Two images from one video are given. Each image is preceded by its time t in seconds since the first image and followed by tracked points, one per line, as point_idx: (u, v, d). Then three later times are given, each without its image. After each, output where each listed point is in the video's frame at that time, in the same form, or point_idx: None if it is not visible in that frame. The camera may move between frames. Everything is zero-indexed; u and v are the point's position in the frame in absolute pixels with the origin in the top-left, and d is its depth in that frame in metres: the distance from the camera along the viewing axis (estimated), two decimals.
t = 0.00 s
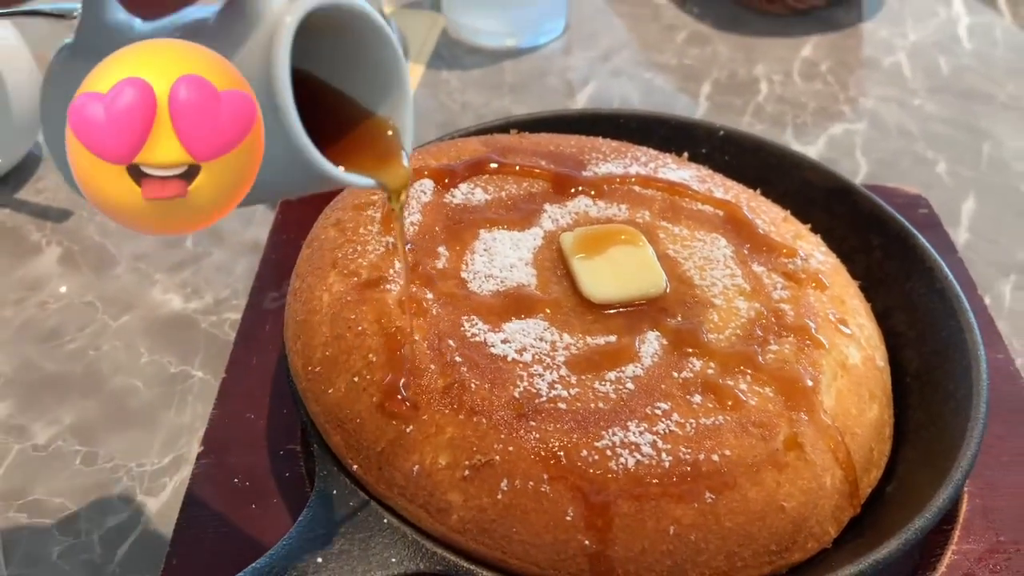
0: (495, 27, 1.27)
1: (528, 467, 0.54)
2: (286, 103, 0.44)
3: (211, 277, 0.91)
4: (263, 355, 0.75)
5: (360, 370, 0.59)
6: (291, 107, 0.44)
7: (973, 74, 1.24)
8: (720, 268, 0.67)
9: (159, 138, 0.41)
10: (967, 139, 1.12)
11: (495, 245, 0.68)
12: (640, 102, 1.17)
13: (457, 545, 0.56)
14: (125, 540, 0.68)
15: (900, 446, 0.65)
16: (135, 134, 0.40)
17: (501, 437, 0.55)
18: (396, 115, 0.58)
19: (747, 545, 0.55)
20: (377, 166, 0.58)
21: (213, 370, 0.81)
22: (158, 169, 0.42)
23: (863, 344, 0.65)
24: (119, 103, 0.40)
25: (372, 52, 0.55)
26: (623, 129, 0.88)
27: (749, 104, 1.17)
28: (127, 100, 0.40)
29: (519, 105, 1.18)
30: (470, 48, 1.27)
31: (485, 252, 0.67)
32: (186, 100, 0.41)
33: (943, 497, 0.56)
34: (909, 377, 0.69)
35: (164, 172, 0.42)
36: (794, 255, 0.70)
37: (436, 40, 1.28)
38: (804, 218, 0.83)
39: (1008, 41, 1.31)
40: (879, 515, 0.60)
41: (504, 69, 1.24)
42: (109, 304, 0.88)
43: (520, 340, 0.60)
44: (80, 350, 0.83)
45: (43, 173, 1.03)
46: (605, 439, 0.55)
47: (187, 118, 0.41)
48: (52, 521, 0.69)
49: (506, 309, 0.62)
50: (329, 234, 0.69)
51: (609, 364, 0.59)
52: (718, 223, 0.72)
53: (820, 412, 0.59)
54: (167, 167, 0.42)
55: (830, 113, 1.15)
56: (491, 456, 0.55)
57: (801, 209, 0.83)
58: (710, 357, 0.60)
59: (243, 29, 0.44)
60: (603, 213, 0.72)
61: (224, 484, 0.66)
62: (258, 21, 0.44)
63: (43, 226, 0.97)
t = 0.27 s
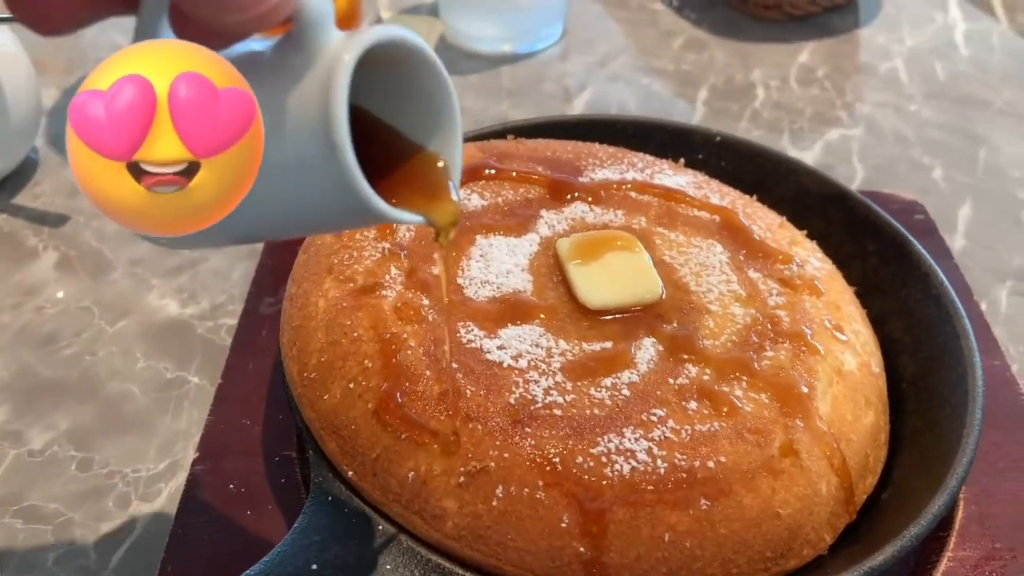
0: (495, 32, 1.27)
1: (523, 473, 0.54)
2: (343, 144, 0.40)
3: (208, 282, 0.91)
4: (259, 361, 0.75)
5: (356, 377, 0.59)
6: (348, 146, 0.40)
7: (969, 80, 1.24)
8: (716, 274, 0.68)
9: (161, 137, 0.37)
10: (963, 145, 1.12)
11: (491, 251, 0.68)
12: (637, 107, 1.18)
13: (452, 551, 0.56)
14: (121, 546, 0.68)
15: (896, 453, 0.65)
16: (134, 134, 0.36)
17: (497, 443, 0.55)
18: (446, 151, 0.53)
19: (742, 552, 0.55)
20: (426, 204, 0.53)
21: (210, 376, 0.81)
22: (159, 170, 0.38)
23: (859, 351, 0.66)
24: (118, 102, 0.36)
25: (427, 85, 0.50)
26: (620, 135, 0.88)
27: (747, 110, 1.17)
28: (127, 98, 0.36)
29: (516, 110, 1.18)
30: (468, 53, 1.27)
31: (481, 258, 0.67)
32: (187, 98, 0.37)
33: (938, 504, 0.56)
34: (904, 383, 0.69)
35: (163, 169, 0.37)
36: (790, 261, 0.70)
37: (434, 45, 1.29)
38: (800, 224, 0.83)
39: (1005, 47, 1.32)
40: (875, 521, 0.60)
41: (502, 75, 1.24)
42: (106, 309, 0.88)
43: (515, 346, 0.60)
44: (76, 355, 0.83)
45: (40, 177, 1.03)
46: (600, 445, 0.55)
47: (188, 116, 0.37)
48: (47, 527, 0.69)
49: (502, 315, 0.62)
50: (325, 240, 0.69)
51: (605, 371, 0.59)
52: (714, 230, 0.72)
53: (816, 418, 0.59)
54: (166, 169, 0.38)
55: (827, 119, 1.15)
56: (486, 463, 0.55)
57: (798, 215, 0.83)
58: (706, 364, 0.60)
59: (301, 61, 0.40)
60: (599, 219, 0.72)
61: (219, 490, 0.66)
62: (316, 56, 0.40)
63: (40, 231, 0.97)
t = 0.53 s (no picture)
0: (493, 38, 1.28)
1: (519, 480, 0.54)
2: (411, 161, 0.37)
3: (206, 287, 0.91)
4: (257, 366, 0.76)
5: (353, 383, 0.59)
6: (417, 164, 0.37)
7: (965, 86, 1.25)
8: (711, 280, 0.68)
9: (166, 144, 0.34)
10: (959, 151, 1.12)
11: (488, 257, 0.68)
12: (634, 113, 1.18)
13: (448, 557, 0.56)
14: (117, 551, 0.68)
15: (890, 459, 0.65)
16: (129, 137, 0.33)
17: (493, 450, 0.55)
18: (505, 166, 0.49)
19: (737, 558, 0.55)
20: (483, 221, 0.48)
21: (207, 381, 0.81)
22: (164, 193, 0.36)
23: (854, 357, 0.66)
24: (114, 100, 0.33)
25: (489, 104, 0.46)
26: (617, 141, 0.88)
27: (743, 115, 1.18)
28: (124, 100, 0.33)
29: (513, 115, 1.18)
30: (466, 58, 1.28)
31: (478, 264, 0.67)
32: (193, 99, 0.33)
33: (931, 511, 0.56)
34: (899, 389, 0.70)
35: (166, 196, 0.36)
36: (785, 267, 0.70)
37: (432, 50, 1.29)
38: (796, 230, 0.83)
39: (1000, 52, 1.32)
40: (870, 527, 0.60)
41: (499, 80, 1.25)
42: (104, 314, 0.88)
43: (511, 353, 0.60)
44: (74, 360, 0.83)
45: (38, 182, 1.04)
46: (595, 451, 0.55)
47: (193, 123, 0.34)
48: (44, 532, 0.69)
49: (498, 321, 0.62)
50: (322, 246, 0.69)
51: (600, 377, 0.59)
52: (709, 236, 0.72)
53: (810, 424, 0.59)
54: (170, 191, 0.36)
55: (823, 124, 1.16)
56: (482, 469, 0.55)
57: (794, 221, 0.83)
58: (701, 370, 0.61)
59: (369, 79, 0.37)
60: (596, 225, 0.73)
61: (216, 495, 0.66)
62: (387, 73, 0.37)
63: (38, 235, 0.97)
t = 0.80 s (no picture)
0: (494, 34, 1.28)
1: (527, 479, 0.53)
2: (536, 154, 0.34)
3: (207, 285, 0.90)
4: (259, 364, 0.75)
5: (358, 380, 0.59)
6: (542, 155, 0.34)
7: (971, 83, 1.24)
8: (720, 277, 0.67)
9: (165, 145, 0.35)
10: (965, 149, 1.11)
11: (494, 253, 0.67)
12: (638, 110, 1.17)
13: (455, 558, 0.55)
14: (118, 551, 0.67)
15: (901, 458, 0.65)
16: (126, 139, 0.34)
17: (500, 448, 0.54)
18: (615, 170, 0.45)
19: (748, 558, 0.54)
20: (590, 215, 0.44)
21: (209, 379, 0.80)
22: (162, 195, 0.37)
23: (865, 355, 0.65)
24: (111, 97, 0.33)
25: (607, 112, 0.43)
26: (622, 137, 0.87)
27: (748, 112, 1.17)
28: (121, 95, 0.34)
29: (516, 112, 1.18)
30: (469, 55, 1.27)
31: (484, 260, 0.66)
32: (194, 99, 0.34)
33: (946, 510, 0.55)
34: (909, 387, 0.69)
35: (167, 198, 0.37)
36: (795, 264, 0.69)
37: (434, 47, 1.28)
38: (804, 227, 0.82)
39: (1006, 50, 1.32)
40: (882, 527, 0.59)
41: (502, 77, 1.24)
42: (104, 312, 0.87)
43: (518, 350, 0.59)
44: (74, 358, 0.82)
45: (37, 178, 1.03)
46: (605, 450, 0.54)
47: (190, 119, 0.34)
48: (43, 532, 0.68)
49: (505, 318, 0.61)
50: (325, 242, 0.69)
51: (609, 375, 0.58)
52: (717, 233, 0.71)
53: (821, 423, 0.58)
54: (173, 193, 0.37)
55: (829, 122, 1.15)
56: (490, 468, 0.54)
57: (802, 218, 0.82)
58: (711, 368, 0.60)
59: (494, 68, 0.35)
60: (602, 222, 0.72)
61: (218, 495, 0.65)
62: (515, 66, 0.35)
63: (38, 232, 0.96)
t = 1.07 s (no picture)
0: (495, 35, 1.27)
1: (525, 488, 0.53)
2: (610, 52, 0.36)
3: (203, 288, 0.89)
4: (255, 369, 0.74)
5: (354, 387, 0.58)
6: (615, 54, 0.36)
7: (973, 84, 1.23)
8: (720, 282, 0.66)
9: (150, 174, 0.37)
10: (967, 150, 1.11)
11: (492, 257, 0.66)
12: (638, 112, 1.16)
13: (452, 567, 0.54)
14: (112, 558, 0.66)
15: (904, 464, 0.64)
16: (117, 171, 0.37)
17: (498, 457, 0.53)
18: (675, 76, 0.48)
19: (750, 568, 0.53)
20: (661, 125, 0.45)
21: (204, 384, 0.79)
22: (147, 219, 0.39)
23: (867, 361, 0.64)
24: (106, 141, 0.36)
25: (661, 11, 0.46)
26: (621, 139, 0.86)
27: (748, 113, 1.16)
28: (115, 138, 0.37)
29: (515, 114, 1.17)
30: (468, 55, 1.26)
31: (482, 265, 0.65)
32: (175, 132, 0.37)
33: (949, 519, 0.54)
34: (912, 393, 0.68)
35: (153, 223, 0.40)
36: (796, 268, 0.68)
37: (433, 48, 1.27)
38: (805, 230, 0.82)
39: (1007, 50, 1.31)
40: (884, 535, 0.58)
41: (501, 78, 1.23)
42: (99, 315, 0.86)
43: (516, 356, 0.58)
44: (69, 362, 0.81)
45: (33, 180, 1.02)
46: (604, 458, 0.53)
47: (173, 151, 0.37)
48: (37, 539, 0.67)
49: (503, 324, 0.61)
50: (321, 247, 0.68)
51: (609, 381, 0.58)
52: (717, 236, 0.71)
53: (823, 430, 0.58)
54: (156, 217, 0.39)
55: (830, 123, 1.14)
56: (488, 477, 0.53)
57: (803, 221, 0.82)
58: (711, 374, 0.59)
59: None
60: (601, 225, 0.71)
61: (213, 502, 0.64)
62: None
63: (33, 235, 0.95)
